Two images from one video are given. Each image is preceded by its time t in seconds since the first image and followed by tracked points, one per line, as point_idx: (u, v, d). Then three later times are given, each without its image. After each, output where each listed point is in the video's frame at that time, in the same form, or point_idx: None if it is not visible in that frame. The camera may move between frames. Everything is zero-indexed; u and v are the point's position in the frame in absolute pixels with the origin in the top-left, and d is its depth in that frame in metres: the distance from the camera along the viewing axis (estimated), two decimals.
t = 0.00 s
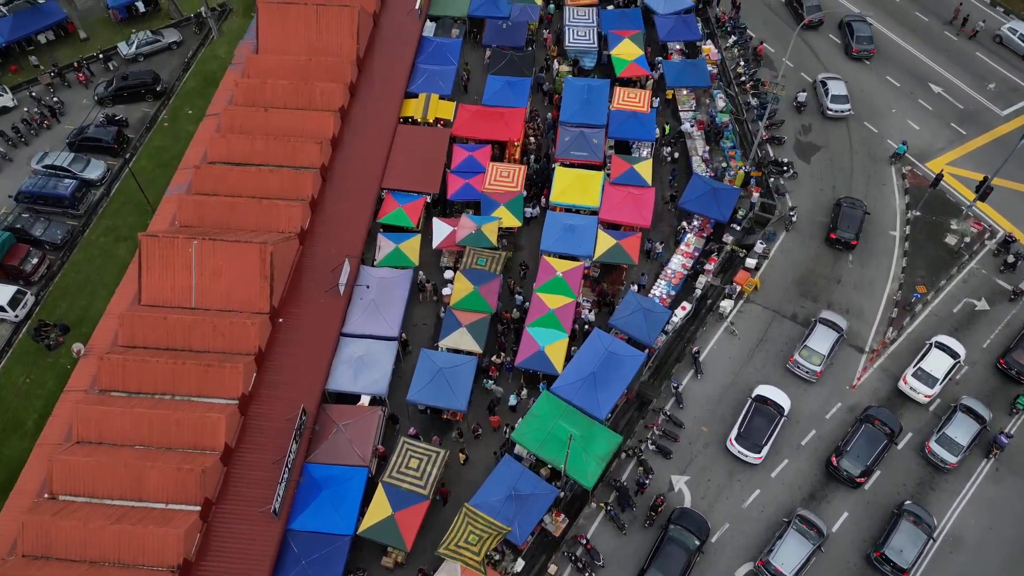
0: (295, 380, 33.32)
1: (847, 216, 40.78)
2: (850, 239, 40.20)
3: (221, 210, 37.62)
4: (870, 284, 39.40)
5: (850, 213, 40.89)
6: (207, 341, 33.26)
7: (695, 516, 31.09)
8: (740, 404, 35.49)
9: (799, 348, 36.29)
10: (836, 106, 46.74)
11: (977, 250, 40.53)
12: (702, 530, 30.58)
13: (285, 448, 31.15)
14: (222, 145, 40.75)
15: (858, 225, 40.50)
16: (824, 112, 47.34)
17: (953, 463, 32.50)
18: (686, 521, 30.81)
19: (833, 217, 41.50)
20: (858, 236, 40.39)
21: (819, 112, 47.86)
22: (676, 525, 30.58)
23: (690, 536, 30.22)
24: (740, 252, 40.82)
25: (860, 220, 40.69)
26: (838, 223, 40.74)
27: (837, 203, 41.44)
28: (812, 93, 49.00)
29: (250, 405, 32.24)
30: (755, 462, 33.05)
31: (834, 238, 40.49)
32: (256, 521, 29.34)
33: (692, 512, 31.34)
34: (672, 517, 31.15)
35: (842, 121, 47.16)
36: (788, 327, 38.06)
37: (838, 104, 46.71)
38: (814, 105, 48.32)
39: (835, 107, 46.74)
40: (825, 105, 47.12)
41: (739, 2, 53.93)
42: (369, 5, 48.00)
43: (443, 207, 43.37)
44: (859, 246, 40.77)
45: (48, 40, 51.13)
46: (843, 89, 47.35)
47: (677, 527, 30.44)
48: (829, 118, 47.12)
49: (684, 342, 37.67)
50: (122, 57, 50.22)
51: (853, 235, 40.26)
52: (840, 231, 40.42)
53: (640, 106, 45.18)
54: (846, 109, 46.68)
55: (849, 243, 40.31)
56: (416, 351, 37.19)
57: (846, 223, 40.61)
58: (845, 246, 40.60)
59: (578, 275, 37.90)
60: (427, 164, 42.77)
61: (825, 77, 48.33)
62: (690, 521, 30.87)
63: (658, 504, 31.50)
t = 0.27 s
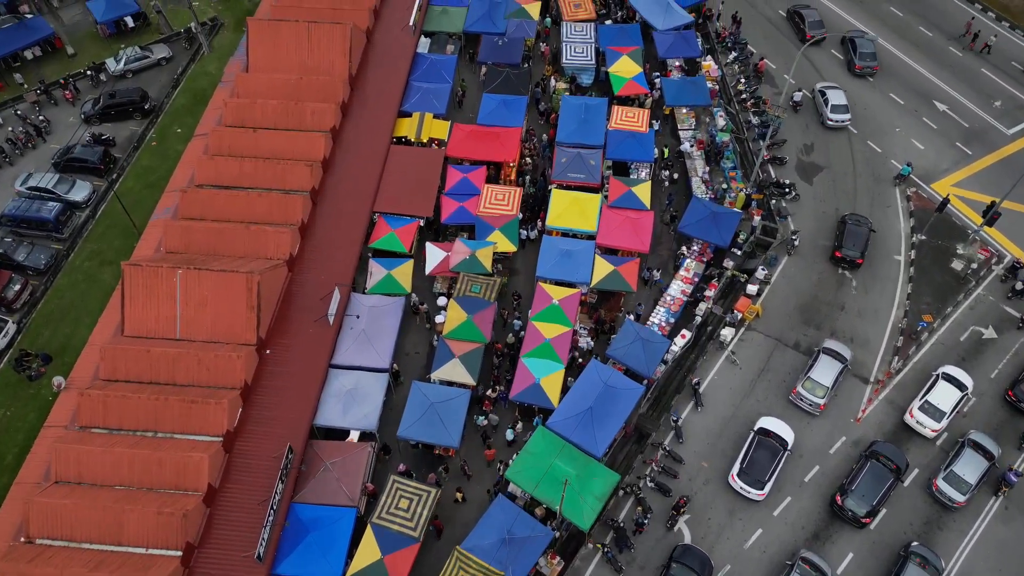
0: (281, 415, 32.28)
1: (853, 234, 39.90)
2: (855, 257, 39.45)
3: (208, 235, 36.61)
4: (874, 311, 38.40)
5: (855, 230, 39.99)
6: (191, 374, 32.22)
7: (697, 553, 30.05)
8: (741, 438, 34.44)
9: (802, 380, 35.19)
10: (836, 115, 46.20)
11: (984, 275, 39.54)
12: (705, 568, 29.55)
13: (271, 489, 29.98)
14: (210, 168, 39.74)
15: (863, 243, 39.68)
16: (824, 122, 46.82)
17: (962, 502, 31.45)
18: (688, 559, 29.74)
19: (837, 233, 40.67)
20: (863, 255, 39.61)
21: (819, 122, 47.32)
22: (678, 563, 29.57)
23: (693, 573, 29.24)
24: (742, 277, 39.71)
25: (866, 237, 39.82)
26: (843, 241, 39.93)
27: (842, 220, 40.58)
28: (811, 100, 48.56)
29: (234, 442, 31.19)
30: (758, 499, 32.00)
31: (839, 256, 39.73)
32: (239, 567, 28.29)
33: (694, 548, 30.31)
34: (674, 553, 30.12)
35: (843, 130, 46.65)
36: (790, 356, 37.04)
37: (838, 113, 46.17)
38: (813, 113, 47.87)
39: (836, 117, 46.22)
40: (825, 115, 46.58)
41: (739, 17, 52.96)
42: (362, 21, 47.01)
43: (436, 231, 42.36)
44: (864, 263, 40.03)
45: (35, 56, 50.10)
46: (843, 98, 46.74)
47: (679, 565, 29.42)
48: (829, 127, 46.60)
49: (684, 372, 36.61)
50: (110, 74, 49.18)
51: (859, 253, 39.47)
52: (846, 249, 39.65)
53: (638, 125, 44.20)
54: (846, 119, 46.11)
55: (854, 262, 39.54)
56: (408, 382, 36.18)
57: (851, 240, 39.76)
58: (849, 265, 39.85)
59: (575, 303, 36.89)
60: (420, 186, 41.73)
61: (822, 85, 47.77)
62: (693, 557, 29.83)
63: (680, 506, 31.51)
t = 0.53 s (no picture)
0: (267, 453, 31.28)
1: (858, 251, 39.34)
2: (861, 275, 38.79)
3: (194, 263, 35.59)
4: (878, 340, 37.44)
5: (860, 248, 39.45)
6: (174, 410, 31.18)
7: None
8: (742, 474, 33.41)
9: (805, 413, 34.18)
10: (836, 127, 45.57)
11: (990, 302, 38.61)
12: None
13: (256, 532, 28.94)
14: (197, 192, 38.73)
15: (869, 261, 39.08)
16: (824, 135, 46.20)
17: (970, 543, 30.41)
18: None
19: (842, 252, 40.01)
20: (869, 273, 38.98)
21: (819, 135, 46.65)
22: None
23: None
24: (743, 303, 38.61)
25: (871, 255, 39.24)
26: (848, 260, 39.30)
27: (846, 237, 39.99)
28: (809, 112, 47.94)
29: (218, 481, 30.14)
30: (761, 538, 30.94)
31: (845, 274, 39.02)
32: None
33: None
34: None
35: (842, 143, 46.07)
36: (792, 387, 36.04)
37: (838, 125, 45.55)
38: (812, 125, 47.23)
39: (835, 129, 45.58)
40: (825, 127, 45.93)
41: (739, 32, 52.03)
42: (354, 39, 46.07)
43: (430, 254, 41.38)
44: (870, 282, 39.41)
45: (21, 73, 49.10)
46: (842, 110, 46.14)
47: None
48: (828, 140, 45.99)
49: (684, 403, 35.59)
50: (97, 91, 48.17)
51: (865, 271, 38.85)
52: (851, 268, 38.98)
53: (636, 146, 43.24)
54: (846, 131, 45.50)
55: (860, 280, 38.89)
56: (399, 415, 35.18)
57: (856, 259, 39.14)
58: (855, 283, 39.17)
59: (571, 332, 35.84)
60: (413, 209, 40.72)
61: (821, 97, 47.08)
62: None
63: (702, 508, 31.52)
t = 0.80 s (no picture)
0: (253, 493, 30.31)
1: (864, 269, 38.55)
2: (867, 294, 38.03)
3: (179, 292, 34.56)
4: (883, 370, 36.42)
5: (865, 265, 38.69)
6: (156, 449, 30.12)
7: None
8: (744, 512, 32.37)
9: (809, 448, 33.14)
10: (836, 142, 44.81)
11: (998, 330, 37.61)
12: None
13: None
14: (183, 217, 37.68)
15: (875, 278, 38.32)
16: (824, 149, 45.46)
17: None
18: None
19: (847, 269, 39.23)
20: (875, 291, 38.19)
21: (819, 149, 45.90)
22: None
23: None
24: (744, 331, 37.54)
25: (877, 272, 38.50)
26: (854, 278, 38.50)
27: (851, 254, 39.24)
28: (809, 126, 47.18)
29: (202, 524, 29.08)
30: None
31: (850, 293, 38.27)
32: None
33: None
34: None
35: (842, 157, 45.35)
36: (795, 420, 35.01)
37: (839, 140, 44.79)
38: (812, 140, 46.46)
39: (836, 143, 44.83)
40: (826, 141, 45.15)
41: (740, 49, 51.00)
42: (346, 56, 45.08)
43: (423, 280, 40.43)
44: (875, 301, 38.68)
45: (7, 90, 48.09)
46: (842, 124, 45.37)
47: None
48: (829, 154, 45.24)
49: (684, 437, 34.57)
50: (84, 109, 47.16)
51: (871, 290, 38.04)
52: (856, 286, 38.20)
53: (634, 168, 42.27)
54: (847, 145, 44.75)
55: (866, 299, 38.13)
56: (390, 450, 34.23)
57: (862, 277, 38.34)
58: (861, 302, 38.44)
59: (567, 363, 34.81)
60: (405, 234, 39.72)
61: (821, 111, 46.39)
62: None
63: (719, 512, 31.38)
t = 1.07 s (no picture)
0: (237, 536, 29.26)
1: (869, 287, 37.86)
2: (873, 312, 37.38)
3: (164, 323, 33.52)
4: (889, 402, 35.41)
5: (871, 282, 38.01)
6: (136, 490, 29.07)
7: None
8: (745, 553, 31.34)
9: (814, 483, 32.12)
10: (837, 159, 43.88)
11: (1006, 360, 36.63)
12: None
13: None
14: (168, 242, 36.61)
15: (881, 296, 37.64)
16: (825, 167, 44.59)
17: None
18: None
19: (852, 286, 38.55)
20: (881, 309, 37.56)
21: (820, 166, 45.06)
22: None
23: None
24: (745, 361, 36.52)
25: (883, 289, 37.83)
26: (860, 296, 37.86)
27: (856, 271, 38.57)
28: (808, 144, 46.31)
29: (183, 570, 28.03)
30: None
31: (856, 311, 37.61)
32: None
33: None
34: None
35: (843, 175, 44.53)
36: (798, 455, 33.98)
37: (841, 157, 43.83)
38: (812, 157, 45.60)
39: (837, 160, 43.89)
40: (827, 158, 44.24)
41: (740, 66, 49.91)
42: (338, 75, 44.05)
43: (415, 308, 39.47)
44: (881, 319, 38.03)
45: None
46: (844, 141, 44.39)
47: None
48: (830, 172, 44.36)
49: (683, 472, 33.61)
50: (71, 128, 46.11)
51: (877, 308, 37.42)
52: (862, 304, 37.56)
53: (632, 190, 41.23)
54: (848, 162, 43.83)
55: (872, 317, 37.47)
56: (380, 487, 33.29)
57: (868, 295, 37.69)
58: (867, 319, 37.79)
59: (563, 396, 33.76)
60: (397, 259, 38.69)
61: (822, 127, 45.58)
62: None
63: (737, 518, 31.25)
